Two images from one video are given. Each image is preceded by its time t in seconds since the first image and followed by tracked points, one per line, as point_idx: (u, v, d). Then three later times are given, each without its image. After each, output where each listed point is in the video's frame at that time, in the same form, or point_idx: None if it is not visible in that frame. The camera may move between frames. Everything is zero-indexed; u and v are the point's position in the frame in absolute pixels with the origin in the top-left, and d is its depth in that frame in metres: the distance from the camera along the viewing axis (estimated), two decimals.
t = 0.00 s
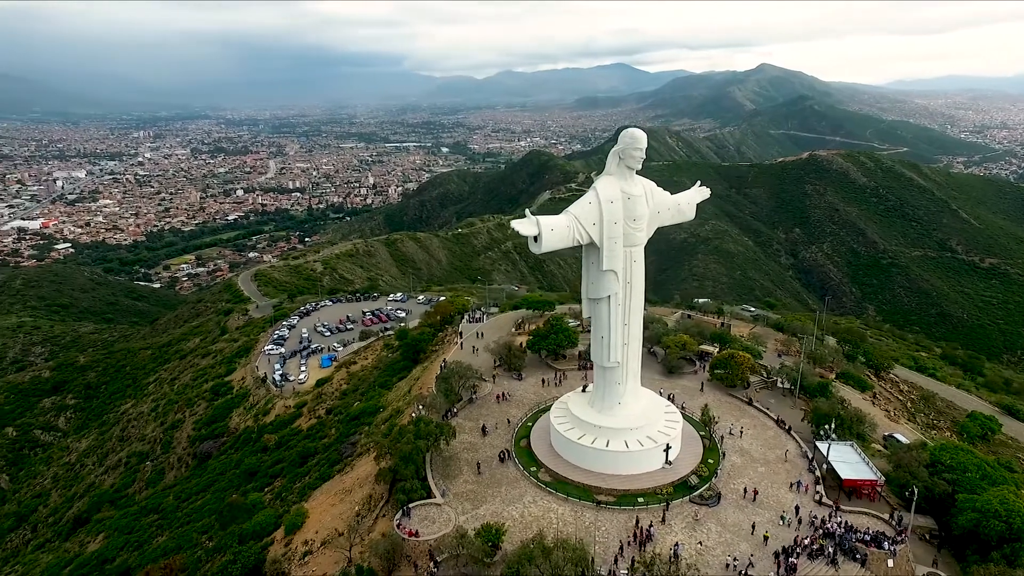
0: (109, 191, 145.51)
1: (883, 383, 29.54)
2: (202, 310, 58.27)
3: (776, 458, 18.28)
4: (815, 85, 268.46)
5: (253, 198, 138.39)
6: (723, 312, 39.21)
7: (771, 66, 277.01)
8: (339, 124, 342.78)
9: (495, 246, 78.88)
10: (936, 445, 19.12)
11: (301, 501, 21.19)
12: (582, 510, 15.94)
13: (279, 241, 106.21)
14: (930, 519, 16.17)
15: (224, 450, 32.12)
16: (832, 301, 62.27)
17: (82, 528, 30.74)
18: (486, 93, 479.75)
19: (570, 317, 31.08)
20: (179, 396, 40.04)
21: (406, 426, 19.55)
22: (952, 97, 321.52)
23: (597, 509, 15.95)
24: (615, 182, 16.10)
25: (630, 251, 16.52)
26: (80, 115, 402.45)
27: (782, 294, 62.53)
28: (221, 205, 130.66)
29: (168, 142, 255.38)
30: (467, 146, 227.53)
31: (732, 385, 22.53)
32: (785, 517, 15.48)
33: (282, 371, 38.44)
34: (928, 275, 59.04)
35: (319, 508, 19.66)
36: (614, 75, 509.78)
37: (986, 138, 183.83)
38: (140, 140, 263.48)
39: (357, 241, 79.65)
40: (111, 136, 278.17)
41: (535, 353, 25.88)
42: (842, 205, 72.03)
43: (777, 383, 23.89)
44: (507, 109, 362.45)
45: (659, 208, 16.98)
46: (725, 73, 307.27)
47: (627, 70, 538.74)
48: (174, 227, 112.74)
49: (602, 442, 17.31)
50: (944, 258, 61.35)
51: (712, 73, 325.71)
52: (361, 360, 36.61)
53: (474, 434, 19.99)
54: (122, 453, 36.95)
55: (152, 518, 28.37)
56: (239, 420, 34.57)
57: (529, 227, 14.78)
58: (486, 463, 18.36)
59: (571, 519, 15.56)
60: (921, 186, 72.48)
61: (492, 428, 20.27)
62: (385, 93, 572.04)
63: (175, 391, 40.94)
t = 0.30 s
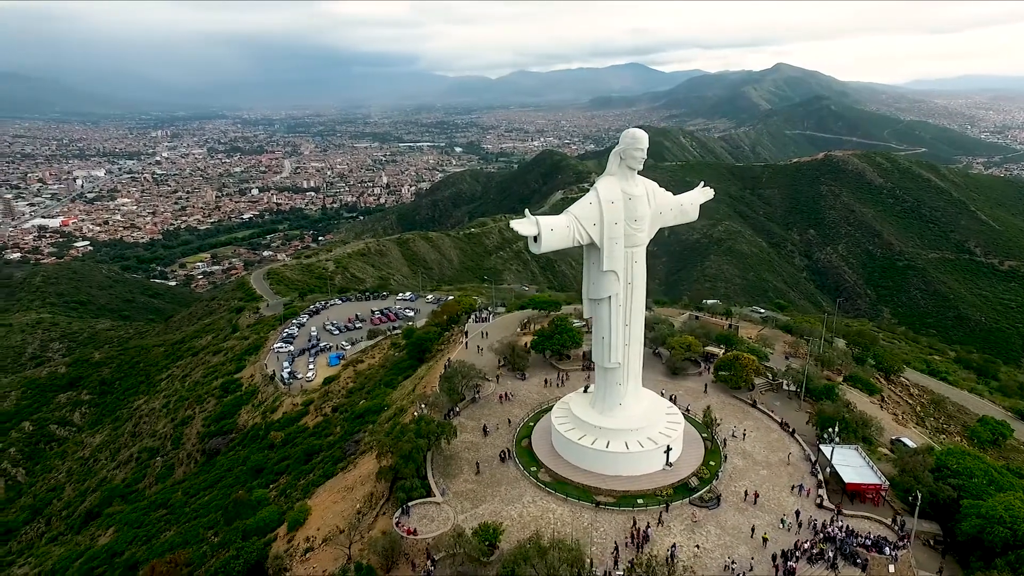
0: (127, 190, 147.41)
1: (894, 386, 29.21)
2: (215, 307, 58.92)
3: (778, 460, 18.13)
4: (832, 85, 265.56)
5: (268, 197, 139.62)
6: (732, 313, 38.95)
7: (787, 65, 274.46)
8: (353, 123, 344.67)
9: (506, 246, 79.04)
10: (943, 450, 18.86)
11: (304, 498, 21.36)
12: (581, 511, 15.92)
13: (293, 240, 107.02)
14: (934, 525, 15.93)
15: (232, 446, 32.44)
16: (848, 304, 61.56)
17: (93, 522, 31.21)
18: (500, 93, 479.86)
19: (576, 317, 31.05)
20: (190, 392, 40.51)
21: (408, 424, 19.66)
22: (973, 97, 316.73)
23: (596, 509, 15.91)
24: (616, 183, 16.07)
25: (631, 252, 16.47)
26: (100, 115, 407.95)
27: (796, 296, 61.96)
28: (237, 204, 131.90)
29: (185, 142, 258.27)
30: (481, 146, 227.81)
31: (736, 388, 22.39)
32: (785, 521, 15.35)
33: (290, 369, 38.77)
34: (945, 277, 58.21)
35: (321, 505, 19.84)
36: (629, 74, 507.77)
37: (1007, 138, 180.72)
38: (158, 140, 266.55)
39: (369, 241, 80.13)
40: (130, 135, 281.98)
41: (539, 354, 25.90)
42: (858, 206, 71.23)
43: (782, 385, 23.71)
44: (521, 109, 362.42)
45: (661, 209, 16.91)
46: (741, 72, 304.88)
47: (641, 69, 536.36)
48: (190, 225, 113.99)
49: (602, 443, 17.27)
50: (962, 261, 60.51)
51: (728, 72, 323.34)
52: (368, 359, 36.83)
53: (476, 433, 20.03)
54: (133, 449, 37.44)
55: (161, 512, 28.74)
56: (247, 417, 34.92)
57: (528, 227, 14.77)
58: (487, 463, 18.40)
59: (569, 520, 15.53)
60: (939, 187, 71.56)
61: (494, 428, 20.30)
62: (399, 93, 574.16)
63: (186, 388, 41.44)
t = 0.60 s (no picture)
0: (150, 188, 149.93)
1: (908, 391, 28.75)
2: (232, 304, 59.73)
3: (783, 464, 17.94)
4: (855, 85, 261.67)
5: (287, 196, 141.12)
6: (744, 315, 38.59)
7: (809, 65, 270.99)
8: (372, 123, 347.26)
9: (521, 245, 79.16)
10: (953, 456, 18.53)
11: (310, 494, 21.58)
12: (582, 511, 15.89)
13: (311, 238, 108.07)
14: (942, 532, 15.63)
15: (243, 441, 32.85)
16: (868, 307, 60.61)
17: (107, 514, 31.78)
18: (518, 93, 479.86)
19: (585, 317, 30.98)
20: (204, 388, 41.09)
21: (412, 422, 19.79)
22: (1000, 97, 310.19)
23: (597, 510, 15.87)
24: (619, 183, 16.03)
25: (635, 252, 16.42)
26: (125, 114, 414.97)
27: (814, 298, 61.12)
28: (256, 202, 133.48)
29: (207, 141, 262.04)
30: (498, 145, 228.19)
31: (743, 390, 22.20)
32: (787, 525, 15.17)
33: (302, 366, 39.15)
34: (969, 280, 57.05)
35: (326, 502, 20.05)
36: (648, 74, 504.97)
37: None
38: (181, 139, 270.90)
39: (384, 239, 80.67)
40: (154, 135, 286.86)
41: (546, 354, 25.89)
42: (879, 207, 70.09)
43: (792, 388, 23.45)
44: (539, 108, 362.26)
45: (666, 210, 16.81)
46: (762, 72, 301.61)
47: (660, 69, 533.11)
48: (211, 223, 115.64)
49: (605, 444, 17.22)
50: (985, 264, 59.37)
51: (750, 72, 320.19)
52: (378, 357, 37.09)
53: (479, 433, 20.07)
54: (149, 443, 38.05)
55: (173, 506, 29.20)
56: (259, 413, 35.34)
57: (529, 226, 14.77)
58: (489, 461, 18.45)
59: (569, 520, 15.52)
60: (963, 189, 70.23)
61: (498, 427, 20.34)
62: (417, 92, 576.75)
63: (201, 384, 42.06)
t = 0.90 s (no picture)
0: (176, 186, 152.69)
1: (926, 398, 28.22)
2: (252, 301, 60.59)
3: (790, 468, 17.71)
4: (883, 85, 256.78)
5: (310, 194, 142.80)
6: (759, 317, 38.14)
7: (834, 64, 266.69)
8: (394, 122, 349.56)
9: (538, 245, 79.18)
10: (966, 464, 18.13)
11: (318, 489, 21.82)
12: (583, 512, 15.85)
13: (332, 236, 109.18)
14: (951, 541, 15.35)
15: (257, 436, 33.35)
16: (891, 310, 59.53)
17: (125, 505, 32.51)
18: (539, 92, 479.24)
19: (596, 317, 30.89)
20: (222, 383, 41.78)
21: (418, 420, 19.97)
22: None
23: (598, 511, 15.82)
24: (624, 183, 15.97)
25: (639, 253, 16.33)
26: (153, 113, 422.88)
27: (836, 301, 60.13)
28: (279, 201, 135.24)
29: (232, 140, 265.93)
30: (518, 145, 228.25)
31: (752, 393, 21.97)
32: (791, 531, 14.99)
33: (315, 363, 39.59)
34: (997, 285, 55.70)
35: (332, 497, 20.30)
36: (670, 74, 500.99)
37: None
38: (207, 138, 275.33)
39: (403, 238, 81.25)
40: (181, 134, 292.21)
41: (555, 354, 25.88)
42: (904, 209, 68.74)
43: (803, 392, 23.14)
44: (560, 108, 361.54)
45: (673, 210, 16.71)
46: (786, 71, 297.48)
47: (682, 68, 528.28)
48: (234, 221, 117.42)
49: (608, 445, 17.16)
50: (1015, 268, 57.95)
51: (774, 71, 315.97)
52: (391, 354, 37.39)
53: (484, 431, 20.13)
54: (166, 436, 38.80)
55: (187, 498, 29.75)
56: (273, 409, 35.82)
57: (532, 226, 14.77)
58: (492, 460, 18.51)
59: (570, 521, 15.49)
60: (992, 191, 68.63)
61: (504, 427, 20.36)
62: (439, 92, 578.94)
63: (218, 379, 42.76)
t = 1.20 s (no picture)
0: (198, 184, 155.00)
1: (943, 403, 27.72)
2: (270, 298, 61.31)
3: (795, 473, 17.53)
4: (908, 84, 252.26)
5: (329, 193, 144.16)
6: (772, 319, 37.73)
7: (858, 63, 262.63)
8: (412, 121, 351.19)
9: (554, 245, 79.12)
10: (979, 471, 17.79)
11: (324, 486, 22.03)
12: (584, 513, 15.83)
13: (350, 235, 110.07)
14: (959, 550, 15.07)
15: (269, 432, 33.78)
16: (914, 314, 58.47)
17: (140, 498, 33.10)
18: (557, 92, 478.24)
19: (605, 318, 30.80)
20: (236, 379, 42.34)
21: (423, 418, 20.06)
22: None
23: (599, 512, 15.79)
24: (628, 183, 15.91)
25: (643, 254, 16.28)
26: (177, 113, 429.17)
27: (857, 304, 59.15)
28: (299, 200, 136.64)
29: (253, 139, 269.16)
30: (536, 145, 228.13)
31: (759, 396, 21.77)
32: (794, 535, 14.83)
33: (327, 360, 39.98)
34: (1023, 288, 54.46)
35: (338, 494, 20.49)
36: (689, 73, 496.95)
37: None
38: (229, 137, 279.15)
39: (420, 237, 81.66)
40: (204, 133, 296.71)
41: (562, 354, 25.87)
42: (928, 211, 67.52)
43: (812, 396, 22.85)
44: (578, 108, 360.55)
45: (677, 211, 16.64)
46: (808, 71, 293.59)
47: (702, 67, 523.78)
48: (254, 219, 118.92)
49: (611, 446, 17.12)
50: None
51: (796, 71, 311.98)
52: (402, 353, 37.61)
53: (489, 431, 20.18)
54: (182, 430, 39.43)
55: (199, 492, 30.22)
56: (285, 405, 36.22)
57: (534, 226, 14.75)
58: (496, 459, 18.55)
59: (571, 521, 15.48)
60: (1019, 193, 67.15)
61: (509, 426, 20.40)
62: (457, 92, 580.49)
63: (233, 375, 43.36)
